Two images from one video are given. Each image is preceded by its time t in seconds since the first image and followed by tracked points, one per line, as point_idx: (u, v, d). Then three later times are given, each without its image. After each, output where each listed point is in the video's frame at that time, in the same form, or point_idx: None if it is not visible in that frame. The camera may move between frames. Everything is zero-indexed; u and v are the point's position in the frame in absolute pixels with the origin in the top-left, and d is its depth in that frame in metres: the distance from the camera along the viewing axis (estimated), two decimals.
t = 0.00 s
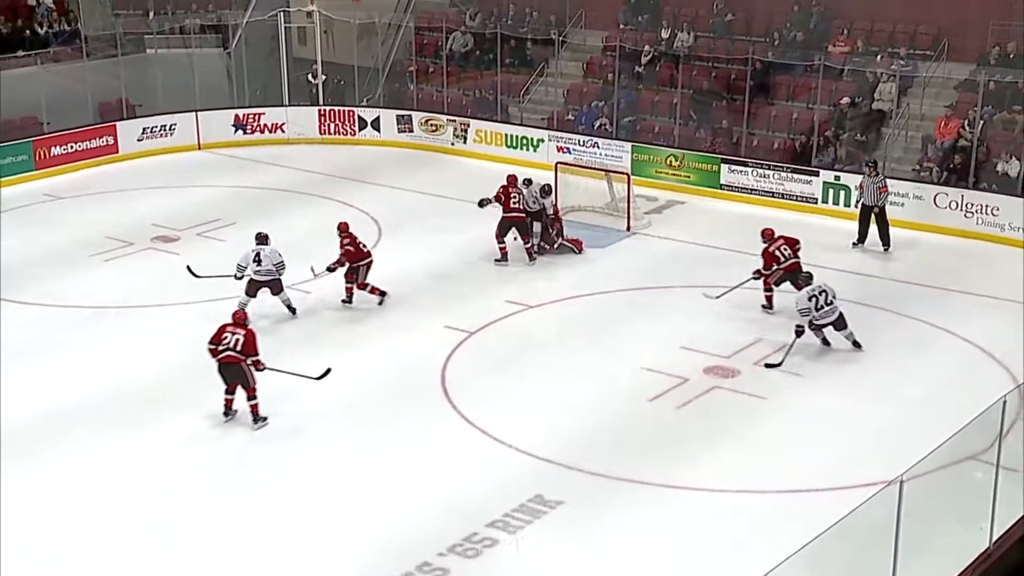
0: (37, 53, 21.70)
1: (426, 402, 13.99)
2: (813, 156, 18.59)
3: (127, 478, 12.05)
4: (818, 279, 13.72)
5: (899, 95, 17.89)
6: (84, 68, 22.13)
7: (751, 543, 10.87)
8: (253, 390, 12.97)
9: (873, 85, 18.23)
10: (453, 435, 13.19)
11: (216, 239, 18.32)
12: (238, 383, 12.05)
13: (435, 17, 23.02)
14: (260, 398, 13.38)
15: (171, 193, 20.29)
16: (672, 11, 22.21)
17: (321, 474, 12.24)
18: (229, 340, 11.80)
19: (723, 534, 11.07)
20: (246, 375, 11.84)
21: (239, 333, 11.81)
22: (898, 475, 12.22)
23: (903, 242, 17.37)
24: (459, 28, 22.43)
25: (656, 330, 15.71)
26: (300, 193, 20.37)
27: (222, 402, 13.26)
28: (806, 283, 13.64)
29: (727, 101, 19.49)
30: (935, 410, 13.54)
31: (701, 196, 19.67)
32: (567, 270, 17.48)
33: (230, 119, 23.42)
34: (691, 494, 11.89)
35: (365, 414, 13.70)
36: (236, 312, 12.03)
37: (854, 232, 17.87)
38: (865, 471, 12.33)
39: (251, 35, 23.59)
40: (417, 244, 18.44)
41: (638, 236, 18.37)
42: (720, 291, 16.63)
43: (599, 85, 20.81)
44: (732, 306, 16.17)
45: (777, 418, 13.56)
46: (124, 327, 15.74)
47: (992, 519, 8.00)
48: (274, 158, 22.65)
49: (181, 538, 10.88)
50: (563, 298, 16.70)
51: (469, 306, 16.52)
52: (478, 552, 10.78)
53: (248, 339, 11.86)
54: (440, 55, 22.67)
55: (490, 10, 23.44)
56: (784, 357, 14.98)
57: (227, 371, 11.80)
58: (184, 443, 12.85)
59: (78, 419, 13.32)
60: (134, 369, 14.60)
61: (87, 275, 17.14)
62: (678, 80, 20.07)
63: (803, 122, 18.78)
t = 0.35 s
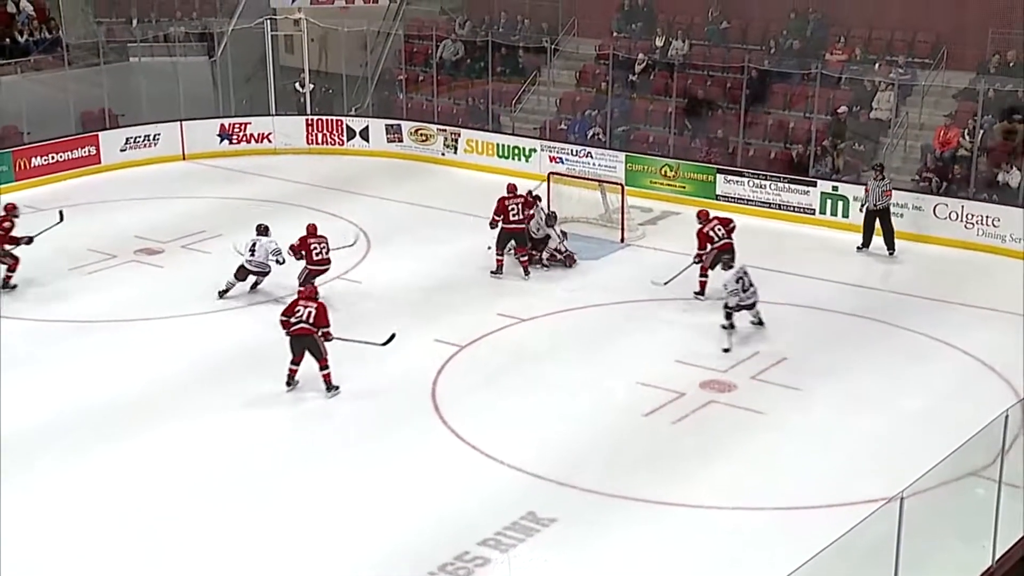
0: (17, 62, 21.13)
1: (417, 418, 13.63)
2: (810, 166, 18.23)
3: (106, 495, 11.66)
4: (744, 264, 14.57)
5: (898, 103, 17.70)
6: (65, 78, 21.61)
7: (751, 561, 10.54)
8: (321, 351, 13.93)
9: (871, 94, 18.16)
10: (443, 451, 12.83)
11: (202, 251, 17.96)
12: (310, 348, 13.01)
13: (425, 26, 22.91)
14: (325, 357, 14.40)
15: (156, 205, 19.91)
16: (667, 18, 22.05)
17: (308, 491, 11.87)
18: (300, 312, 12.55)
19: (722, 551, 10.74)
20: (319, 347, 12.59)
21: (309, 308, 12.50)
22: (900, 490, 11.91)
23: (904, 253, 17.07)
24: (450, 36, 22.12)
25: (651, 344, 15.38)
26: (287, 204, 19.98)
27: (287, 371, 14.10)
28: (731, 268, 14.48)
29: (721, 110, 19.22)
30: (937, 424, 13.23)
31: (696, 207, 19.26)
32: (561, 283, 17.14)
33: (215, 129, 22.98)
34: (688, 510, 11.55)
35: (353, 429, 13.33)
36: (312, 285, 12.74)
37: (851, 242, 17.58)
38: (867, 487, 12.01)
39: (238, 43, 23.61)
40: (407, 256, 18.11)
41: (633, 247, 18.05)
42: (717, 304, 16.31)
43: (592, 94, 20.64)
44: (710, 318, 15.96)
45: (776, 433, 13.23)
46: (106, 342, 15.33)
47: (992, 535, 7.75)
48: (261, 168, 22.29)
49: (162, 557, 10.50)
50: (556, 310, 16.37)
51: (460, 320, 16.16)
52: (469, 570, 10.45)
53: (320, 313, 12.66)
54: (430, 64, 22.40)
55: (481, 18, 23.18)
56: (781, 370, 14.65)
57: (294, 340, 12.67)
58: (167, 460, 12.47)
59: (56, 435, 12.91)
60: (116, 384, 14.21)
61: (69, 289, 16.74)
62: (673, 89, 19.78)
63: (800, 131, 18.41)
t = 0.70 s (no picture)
0: None
1: (403, 431, 13.22)
2: (806, 172, 17.84)
3: (78, 511, 11.21)
4: (644, 252, 14.94)
5: (894, 107, 17.36)
6: (41, 83, 21.24)
7: None
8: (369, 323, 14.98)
9: (867, 98, 17.72)
10: (430, 464, 12.43)
11: (182, 261, 17.50)
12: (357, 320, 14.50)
13: (411, 28, 22.09)
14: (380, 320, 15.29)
15: (136, 213, 19.46)
16: (659, 21, 21.08)
17: (289, 507, 11.44)
18: (348, 286, 14.03)
19: (718, 567, 10.38)
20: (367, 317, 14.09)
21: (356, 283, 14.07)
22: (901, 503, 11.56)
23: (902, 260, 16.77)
24: (437, 39, 21.60)
25: (643, 355, 15.00)
26: (271, 212, 19.55)
27: (344, 341, 14.93)
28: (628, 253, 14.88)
29: (714, 115, 18.84)
30: (937, 435, 12.89)
31: (688, 213, 19.03)
32: (551, 292, 16.75)
33: (196, 135, 22.72)
34: (683, 525, 11.18)
35: (336, 443, 12.91)
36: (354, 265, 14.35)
37: (846, 250, 17.26)
38: (867, 499, 11.66)
39: (220, 47, 22.66)
40: (392, 265, 17.70)
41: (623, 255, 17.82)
42: (710, 312, 15.94)
43: (582, 99, 20.18)
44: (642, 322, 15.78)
45: (772, 445, 12.86)
46: (82, 354, 14.88)
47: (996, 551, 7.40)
48: (245, 175, 21.86)
49: None
50: (546, 321, 15.98)
51: (447, 330, 15.76)
52: None
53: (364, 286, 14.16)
54: (417, 68, 21.93)
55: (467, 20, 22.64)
56: (777, 381, 14.29)
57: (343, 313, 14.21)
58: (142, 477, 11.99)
59: (28, 451, 12.46)
60: (91, 398, 13.76)
61: (45, 300, 16.27)
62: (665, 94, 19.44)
63: (795, 136, 18.23)
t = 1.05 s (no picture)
0: None
1: (389, 443, 12.81)
2: (801, 177, 17.58)
3: (48, 525, 10.75)
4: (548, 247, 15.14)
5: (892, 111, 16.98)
6: (16, 86, 20.45)
7: None
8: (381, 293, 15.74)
9: (864, 101, 17.39)
10: (417, 477, 12.03)
11: (163, 269, 17.05)
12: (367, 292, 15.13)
13: (397, 31, 22.09)
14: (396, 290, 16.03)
15: (116, 220, 19.01)
16: (650, 23, 21.02)
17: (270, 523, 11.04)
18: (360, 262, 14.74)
19: None
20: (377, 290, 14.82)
21: (368, 256, 14.66)
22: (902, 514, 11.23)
23: (900, 267, 16.43)
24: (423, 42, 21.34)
25: (636, 364, 14.62)
26: (254, 219, 19.11)
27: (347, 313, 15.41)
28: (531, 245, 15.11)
29: (708, 118, 18.64)
30: (937, 445, 12.56)
31: (682, 221, 18.59)
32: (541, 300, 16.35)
33: (177, 140, 22.14)
34: (678, 539, 10.80)
35: (319, 455, 12.49)
36: (363, 240, 15.29)
37: (842, 256, 16.91)
38: (868, 510, 11.31)
39: (202, 48, 22.57)
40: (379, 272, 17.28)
41: (617, 263, 17.31)
42: (705, 320, 15.57)
43: (572, 102, 19.90)
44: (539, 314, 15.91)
45: (769, 456, 12.49)
46: (58, 364, 14.42)
47: (997, 566, 7.32)
48: (227, 181, 21.40)
49: None
50: (536, 329, 15.59)
51: (435, 339, 15.36)
52: None
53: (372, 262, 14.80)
54: (403, 71, 21.60)
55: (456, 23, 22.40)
56: (773, 391, 13.93)
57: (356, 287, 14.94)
58: (119, 489, 11.55)
59: None
60: (67, 409, 13.31)
61: (19, 310, 15.81)
62: (657, 98, 19.00)
63: (790, 140, 17.82)
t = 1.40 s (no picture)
0: None
1: (377, 457, 12.34)
2: (800, 182, 17.19)
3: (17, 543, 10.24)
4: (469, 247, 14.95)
5: (893, 114, 16.56)
6: None
7: None
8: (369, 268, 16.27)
9: (865, 104, 17.01)
10: (405, 492, 11.57)
11: (143, 278, 16.55)
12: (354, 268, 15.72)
13: (385, 33, 21.91)
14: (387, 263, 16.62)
15: (96, 227, 18.50)
16: (645, 23, 20.75)
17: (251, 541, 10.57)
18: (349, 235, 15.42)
19: None
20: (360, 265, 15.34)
21: (356, 230, 15.33)
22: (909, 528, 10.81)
23: (902, 274, 16.02)
24: (411, 44, 20.87)
25: (631, 375, 14.18)
26: (238, 225, 18.61)
27: (333, 289, 15.87)
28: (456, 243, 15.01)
29: (706, 122, 18.16)
30: (943, 457, 12.15)
31: (678, 226, 18.15)
32: (534, 309, 15.91)
33: (158, 144, 21.66)
34: (677, 555, 10.37)
35: (303, 470, 12.03)
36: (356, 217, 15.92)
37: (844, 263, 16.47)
38: (873, 525, 10.89)
39: (183, 49, 22.11)
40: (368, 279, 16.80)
41: (611, 270, 16.87)
42: (702, 329, 15.13)
43: (566, 105, 19.31)
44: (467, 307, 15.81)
45: (770, 469, 12.06)
46: (33, 376, 13.92)
47: None
48: (209, 187, 20.85)
49: None
50: (529, 339, 15.12)
51: (425, 349, 14.90)
52: None
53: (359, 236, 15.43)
54: (391, 74, 21.20)
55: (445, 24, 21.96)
56: (773, 402, 13.49)
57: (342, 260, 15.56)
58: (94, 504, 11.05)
59: None
60: (41, 422, 12.80)
61: None
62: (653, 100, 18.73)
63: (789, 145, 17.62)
